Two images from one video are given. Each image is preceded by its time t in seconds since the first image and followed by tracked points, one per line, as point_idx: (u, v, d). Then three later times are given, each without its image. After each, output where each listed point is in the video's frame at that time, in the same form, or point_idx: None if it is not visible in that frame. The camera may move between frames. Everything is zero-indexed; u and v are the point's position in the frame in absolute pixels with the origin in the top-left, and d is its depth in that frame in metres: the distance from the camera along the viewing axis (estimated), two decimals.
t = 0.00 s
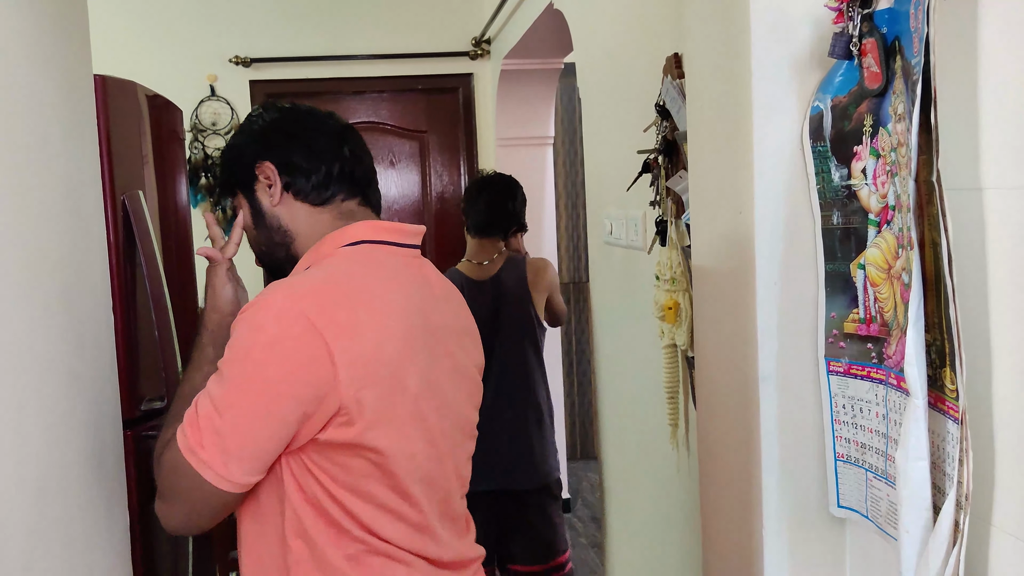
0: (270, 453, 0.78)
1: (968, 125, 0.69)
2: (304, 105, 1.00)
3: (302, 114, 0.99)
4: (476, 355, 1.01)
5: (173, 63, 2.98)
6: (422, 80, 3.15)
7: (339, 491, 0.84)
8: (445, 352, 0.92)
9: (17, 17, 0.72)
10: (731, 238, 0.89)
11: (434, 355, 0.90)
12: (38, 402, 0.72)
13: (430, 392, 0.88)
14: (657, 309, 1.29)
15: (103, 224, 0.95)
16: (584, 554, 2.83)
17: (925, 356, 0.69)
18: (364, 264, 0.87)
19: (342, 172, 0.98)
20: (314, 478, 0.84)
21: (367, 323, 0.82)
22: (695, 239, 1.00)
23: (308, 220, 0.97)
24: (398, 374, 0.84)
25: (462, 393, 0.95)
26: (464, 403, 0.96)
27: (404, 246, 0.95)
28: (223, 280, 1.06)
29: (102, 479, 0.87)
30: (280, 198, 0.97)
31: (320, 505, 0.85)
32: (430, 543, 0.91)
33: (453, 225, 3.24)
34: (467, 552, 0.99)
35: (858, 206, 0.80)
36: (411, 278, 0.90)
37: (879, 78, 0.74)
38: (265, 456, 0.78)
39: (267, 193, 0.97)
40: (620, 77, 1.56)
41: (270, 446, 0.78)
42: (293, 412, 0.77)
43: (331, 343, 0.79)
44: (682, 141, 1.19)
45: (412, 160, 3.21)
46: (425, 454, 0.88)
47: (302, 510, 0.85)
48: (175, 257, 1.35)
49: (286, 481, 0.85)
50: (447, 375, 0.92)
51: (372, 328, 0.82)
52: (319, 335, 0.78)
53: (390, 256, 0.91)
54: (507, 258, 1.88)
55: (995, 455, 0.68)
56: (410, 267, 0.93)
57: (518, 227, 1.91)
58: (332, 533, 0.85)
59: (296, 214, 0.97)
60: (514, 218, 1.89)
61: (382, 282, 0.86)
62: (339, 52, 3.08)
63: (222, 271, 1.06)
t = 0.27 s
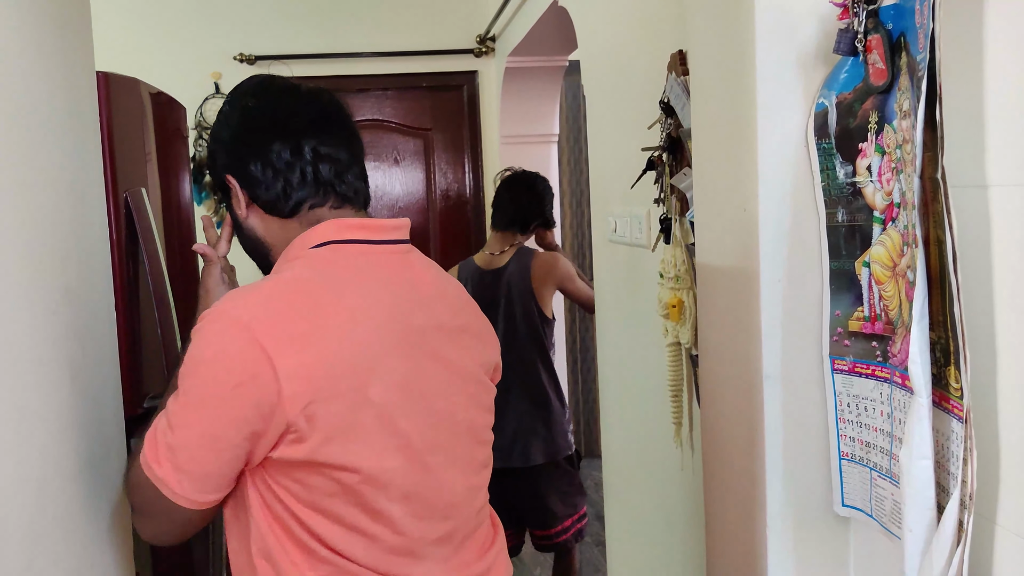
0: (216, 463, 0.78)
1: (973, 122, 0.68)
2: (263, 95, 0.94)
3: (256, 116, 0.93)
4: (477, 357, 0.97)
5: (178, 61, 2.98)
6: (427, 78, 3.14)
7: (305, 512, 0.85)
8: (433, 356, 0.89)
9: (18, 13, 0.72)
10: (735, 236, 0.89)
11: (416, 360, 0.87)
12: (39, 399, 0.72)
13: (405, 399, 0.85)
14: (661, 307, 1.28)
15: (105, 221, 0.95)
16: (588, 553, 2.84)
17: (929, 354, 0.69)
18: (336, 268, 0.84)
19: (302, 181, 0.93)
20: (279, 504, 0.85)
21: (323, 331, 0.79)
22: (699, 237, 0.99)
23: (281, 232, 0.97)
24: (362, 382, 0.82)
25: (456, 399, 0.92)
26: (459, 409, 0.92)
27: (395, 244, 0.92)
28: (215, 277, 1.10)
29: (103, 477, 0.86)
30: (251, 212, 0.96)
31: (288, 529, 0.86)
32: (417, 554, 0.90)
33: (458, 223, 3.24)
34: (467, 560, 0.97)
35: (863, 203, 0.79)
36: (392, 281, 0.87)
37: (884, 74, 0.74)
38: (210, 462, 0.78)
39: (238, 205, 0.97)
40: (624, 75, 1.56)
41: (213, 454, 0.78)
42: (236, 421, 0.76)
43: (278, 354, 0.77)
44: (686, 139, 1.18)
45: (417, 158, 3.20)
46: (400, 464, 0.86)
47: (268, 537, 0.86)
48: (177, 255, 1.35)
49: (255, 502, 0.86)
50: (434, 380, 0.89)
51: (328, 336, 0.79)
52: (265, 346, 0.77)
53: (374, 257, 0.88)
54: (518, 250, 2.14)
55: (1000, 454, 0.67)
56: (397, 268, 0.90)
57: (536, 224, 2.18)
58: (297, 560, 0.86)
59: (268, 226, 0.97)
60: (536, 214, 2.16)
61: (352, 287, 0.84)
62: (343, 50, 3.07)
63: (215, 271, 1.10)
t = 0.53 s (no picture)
0: (170, 483, 0.74)
1: (973, 120, 0.68)
2: (257, 78, 0.81)
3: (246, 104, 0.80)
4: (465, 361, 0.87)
5: (179, 60, 2.98)
6: (428, 77, 3.14)
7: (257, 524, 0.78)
8: (398, 364, 0.79)
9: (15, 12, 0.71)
10: (734, 234, 0.89)
11: (375, 369, 0.78)
12: (37, 399, 0.71)
13: (360, 413, 0.77)
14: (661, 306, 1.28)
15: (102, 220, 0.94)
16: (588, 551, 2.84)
17: (929, 354, 0.68)
18: (288, 265, 0.76)
19: (284, 182, 0.81)
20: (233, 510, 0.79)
21: (263, 338, 0.72)
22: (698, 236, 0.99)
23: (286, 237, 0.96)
24: (306, 393, 0.74)
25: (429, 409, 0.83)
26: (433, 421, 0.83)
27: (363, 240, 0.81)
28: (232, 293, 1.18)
29: (101, 477, 0.86)
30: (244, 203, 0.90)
31: (244, 538, 0.80)
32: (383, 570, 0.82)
33: (459, 222, 3.24)
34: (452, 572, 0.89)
35: (863, 201, 0.79)
36: (353, 279, 0.78)
37: (884, 72, 0.73)
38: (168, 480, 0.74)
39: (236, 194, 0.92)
40: (624, 73, 1.55)
41: (164, 475, 0.74)
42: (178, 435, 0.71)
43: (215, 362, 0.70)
44: (685, 137, 1.18)
45: (417, 157, 3.20)
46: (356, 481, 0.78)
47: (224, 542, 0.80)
48: (175, 253, 1.35)
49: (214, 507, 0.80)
50: (398, 392, 0.80)
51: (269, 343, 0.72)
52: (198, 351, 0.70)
53: (336, 252, 0.79)
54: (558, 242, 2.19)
55: (1000, 455, 0.67)
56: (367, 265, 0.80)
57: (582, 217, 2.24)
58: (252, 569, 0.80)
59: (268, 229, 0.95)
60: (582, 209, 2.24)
61: (305, 287, 0.75)
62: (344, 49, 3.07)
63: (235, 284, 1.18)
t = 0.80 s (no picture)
0: (161, 493, 0.78)
1: (970, 117, 0.67)
2: (272, 79, 0.81)
3: (246, 105, 0.81)
4: (447, 368, 0.87)
5: (177, 60, 2.98)
6: (426, 76, 3.13)
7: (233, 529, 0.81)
8: (370, 370, 0.81)
9: (8, 10, 0.71)
10: (731, 233, 0.88)
11: (344, 372, 0.79)
12: (31, 400, 0.71)
13: (323, 416, 0.79)
14: (659, 305, 1.27)
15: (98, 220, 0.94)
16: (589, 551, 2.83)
17: (926, 352, 0.68)
18: (260, 267, 0.79)
19: (281, 181, 0.83)
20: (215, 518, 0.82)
21: (226, 336, 0.75)
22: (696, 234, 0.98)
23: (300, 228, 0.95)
24: (267, 393, 0.77)
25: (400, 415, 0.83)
26: (405, 427, 0.84)
27: (339, 244, 0.83)
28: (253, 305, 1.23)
29: (96, 478, 0.86)
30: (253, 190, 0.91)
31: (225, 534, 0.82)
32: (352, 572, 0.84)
33: (457, 222, 3.24)
34: None
35: (860, 199, 0.78)
36: (324, 284, 0.80)
37: (881, 69, 0.73)
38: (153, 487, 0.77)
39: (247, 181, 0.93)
40: (622, 72, 1.55)
41: (152, 483, 0.77)
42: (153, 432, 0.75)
43: (183, 355, 0.74)
44: (684, 136, 1.18)
45: (416, 156, 3.19)
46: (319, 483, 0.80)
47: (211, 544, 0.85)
48: (172, 253, 1.35)
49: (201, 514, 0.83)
50: (365, 395, 0.81)
51: (230, 342, 0.75)
52: (168, 345, 0.74)
53: (308, 255, 0.81)
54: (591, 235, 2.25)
55: (998, 454, 0.67)
56: (340, 269, 0.82)
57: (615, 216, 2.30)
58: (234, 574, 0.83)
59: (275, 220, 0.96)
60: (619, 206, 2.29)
61: (273, 289, 0.78)
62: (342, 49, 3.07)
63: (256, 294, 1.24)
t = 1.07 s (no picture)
0: (163, 489, 0.80)
1: (967, 113, 0.67)
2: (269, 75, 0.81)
3: (247, 101, 0.82)
4: (441, 364, 0.87)
5: (174, 58, 2.98)
6: (424, 74, 3.13)
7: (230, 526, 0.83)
8: (365, 364, 0.81)
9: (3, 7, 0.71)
10: (728, 229, 0.88)
11: (338, 367, 0.80)
12: (28, 398, 0.71)
13: (317, 412, 0.80)
14: (656, 302, 1.27)
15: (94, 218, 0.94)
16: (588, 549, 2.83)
17: (922, 348, 0.68)
18: (256, 263, 0.81)
19: (280, 176, 0.83)
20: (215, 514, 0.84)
21: (221, 331, 0.77)
22: (693, 231, 0.98)
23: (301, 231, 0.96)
24: (262, 387, 0.78)
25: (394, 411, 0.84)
26: (399, 424, 0.84)
27: (333, 240, 0.83)
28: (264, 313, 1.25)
29: (93, 477, 0.86)
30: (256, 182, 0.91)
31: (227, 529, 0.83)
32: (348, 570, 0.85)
33: (455, 220, 3.23)
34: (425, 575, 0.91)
35: (857, 195, 0.78)
36: (316, 280, 0.81)
37: (878, 65, 0.73)
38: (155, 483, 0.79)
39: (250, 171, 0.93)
40: (619, 69, 1.55)
41: (154, 479, 0.79)
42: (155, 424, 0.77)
43: (179, 350, 0.76)
44: (681, 133, 1.18)
45: (414, 154, 3.17)
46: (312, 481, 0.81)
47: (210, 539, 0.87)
48: (169, 251, 1.35)
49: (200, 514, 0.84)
50: (359, 390, 0.82)
51: (224, 338, 0.77)
52: (166, 341, 0.76)
53: (303, 252, 0.82)
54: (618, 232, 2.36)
55: (996, 450, 0.67)
56: (335, 265, 0.82)
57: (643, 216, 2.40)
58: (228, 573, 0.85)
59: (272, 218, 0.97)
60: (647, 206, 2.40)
61: (268, 285, 0.79)
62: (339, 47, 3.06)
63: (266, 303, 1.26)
